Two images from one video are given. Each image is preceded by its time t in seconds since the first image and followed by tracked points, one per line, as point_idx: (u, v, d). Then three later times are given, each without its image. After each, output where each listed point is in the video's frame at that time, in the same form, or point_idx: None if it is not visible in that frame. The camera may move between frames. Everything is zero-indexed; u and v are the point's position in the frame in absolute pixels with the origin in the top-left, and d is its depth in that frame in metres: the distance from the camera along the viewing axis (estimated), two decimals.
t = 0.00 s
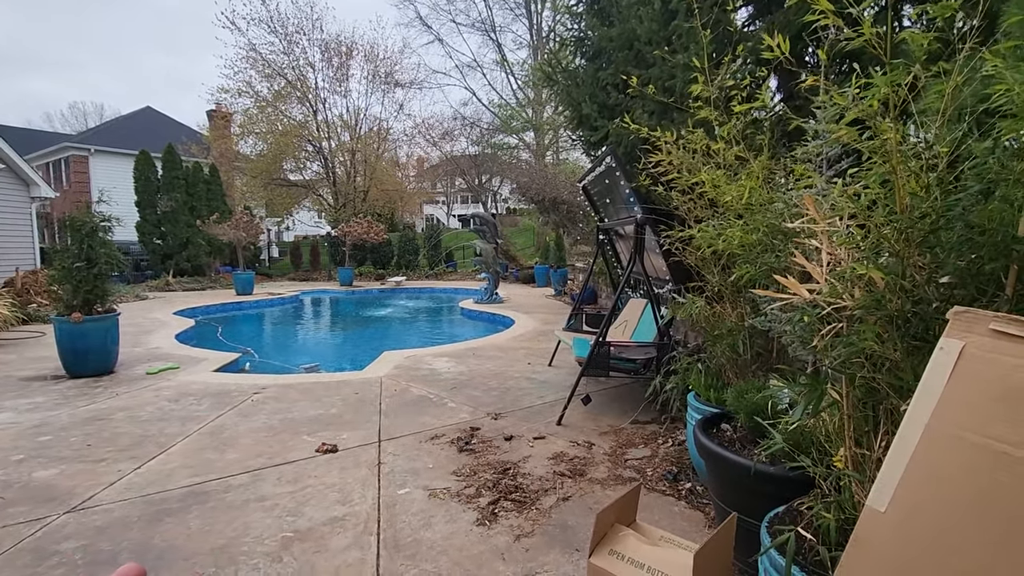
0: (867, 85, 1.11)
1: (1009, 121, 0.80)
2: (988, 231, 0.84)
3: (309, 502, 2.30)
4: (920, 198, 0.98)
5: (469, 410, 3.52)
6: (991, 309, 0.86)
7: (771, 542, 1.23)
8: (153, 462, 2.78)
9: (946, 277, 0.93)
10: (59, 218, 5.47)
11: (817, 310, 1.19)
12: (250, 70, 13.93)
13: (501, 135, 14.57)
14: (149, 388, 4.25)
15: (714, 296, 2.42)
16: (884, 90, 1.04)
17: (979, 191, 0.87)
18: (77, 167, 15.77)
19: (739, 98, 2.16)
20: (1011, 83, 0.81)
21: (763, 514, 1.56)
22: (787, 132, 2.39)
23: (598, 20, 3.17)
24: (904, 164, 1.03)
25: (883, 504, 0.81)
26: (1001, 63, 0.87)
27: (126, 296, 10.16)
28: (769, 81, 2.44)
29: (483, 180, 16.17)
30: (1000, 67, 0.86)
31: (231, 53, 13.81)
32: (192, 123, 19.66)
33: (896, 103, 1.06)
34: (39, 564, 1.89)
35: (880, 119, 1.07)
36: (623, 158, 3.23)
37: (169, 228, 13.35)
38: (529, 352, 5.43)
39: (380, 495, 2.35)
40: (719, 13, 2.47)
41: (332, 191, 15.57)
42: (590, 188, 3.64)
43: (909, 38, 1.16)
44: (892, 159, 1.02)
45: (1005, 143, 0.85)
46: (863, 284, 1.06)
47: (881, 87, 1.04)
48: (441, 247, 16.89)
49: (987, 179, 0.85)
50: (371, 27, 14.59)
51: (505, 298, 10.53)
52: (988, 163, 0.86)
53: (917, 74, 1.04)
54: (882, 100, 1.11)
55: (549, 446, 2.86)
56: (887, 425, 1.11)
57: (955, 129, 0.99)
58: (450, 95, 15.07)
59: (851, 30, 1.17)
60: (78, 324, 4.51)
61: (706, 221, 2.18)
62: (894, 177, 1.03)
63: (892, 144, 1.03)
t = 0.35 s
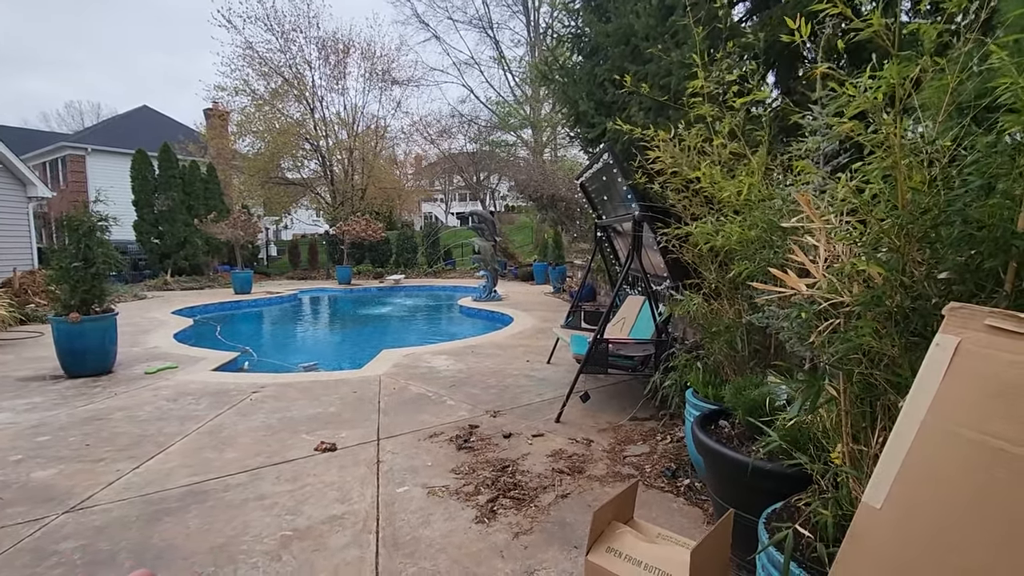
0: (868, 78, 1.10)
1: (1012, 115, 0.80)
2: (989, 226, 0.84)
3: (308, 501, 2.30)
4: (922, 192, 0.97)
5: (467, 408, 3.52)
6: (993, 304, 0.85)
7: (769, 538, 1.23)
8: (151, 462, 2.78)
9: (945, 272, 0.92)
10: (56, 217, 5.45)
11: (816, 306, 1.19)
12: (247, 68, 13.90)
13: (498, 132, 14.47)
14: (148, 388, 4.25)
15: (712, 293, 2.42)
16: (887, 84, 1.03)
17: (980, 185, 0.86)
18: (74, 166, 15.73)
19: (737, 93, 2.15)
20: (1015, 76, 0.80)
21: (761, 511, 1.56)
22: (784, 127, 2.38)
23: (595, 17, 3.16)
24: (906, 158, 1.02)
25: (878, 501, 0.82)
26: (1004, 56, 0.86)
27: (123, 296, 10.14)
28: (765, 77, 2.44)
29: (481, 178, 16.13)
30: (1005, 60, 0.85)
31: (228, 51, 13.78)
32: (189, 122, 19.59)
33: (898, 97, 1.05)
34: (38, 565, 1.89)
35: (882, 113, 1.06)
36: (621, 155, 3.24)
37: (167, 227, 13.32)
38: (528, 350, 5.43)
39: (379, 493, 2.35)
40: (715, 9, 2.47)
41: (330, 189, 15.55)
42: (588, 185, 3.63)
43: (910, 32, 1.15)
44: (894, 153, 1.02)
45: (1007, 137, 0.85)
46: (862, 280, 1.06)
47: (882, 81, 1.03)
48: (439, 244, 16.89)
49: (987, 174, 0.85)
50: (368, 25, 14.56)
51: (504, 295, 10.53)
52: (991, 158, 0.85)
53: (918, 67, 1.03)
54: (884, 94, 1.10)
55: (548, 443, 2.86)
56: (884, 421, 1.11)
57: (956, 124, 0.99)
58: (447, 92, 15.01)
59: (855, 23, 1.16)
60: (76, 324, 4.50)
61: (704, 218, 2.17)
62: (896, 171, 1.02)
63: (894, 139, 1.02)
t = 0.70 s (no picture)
0: (866, 74, 1.09)
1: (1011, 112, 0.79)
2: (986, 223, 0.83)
3: (306, 500, 2.30)
4: (919, 189, 0.97)
5: (466, 406, 3.52)
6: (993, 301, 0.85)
7: (767, 535, 1.23)
8: (149, 461, 2.77)
9: (943, 270, 0.91)
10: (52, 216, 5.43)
11: (813, 304, 1.19)
12: (244, 65, 13.82)
13: (496, 129, 14.55)
14: (145, 387, 4.23)
15: (710, 290, 2.42)
16: (886, 79, 1.02)
17: (978, 182, 0.86)
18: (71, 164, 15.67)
19: (734, 89, 2.15)
20: (1016, 71, 0.79)
21: (758, 508, 1.56)
22: (782, 123, 2.37)
23: (593, 13, 3.15)
24: (904, 156, 1.02)
25: (876, 499, 0.81)
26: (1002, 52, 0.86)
27: (121, 295, 10.10)
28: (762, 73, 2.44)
29: (478, 175, 16.18)
30: (1003, 56, 0.85)
31: (224, 48, 13.69)
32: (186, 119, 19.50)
33: (897, 93, 1.04)
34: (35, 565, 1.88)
35: (879, 110, 1.06)
36: (618, 153, 3.24)
37: (164, 225, 13.27)
38: (526, 347, 5.43)
39: (377, 492, 2.35)
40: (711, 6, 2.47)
41: (328, 187, 15.49)
42: (586, 182, 3.62)
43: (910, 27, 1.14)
44: (892, 151, 1.01)
45: (1005, 134, 0.84)
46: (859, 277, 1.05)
47: (881, 76, 1.02)
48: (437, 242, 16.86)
49: (985, 171, 0.85)
50: (365, 22, 14.51)
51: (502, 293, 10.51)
52: (989, 154, 0.85)
53: (918, 63, 1.03)
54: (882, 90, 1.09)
55: (546, 441, 2.86)
56: (881, 417, 1.11)
57: (954, 121, 0.98)
58: (445, 89, 14.94)
59: (853, 18, 1.15)
60: (73, 323, 4.48)
61: (702, 214, 2.16)
62: (894, 168, 1.02)
63: (891, 136, 1.02)
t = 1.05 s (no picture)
0: (869, 73, 1.09)
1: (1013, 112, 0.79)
2: (987, 224, 0.83)
3: (305, 500, 2.30)
4: (919, 189, 0.97)
5: (465, 406, 3.51)
6: (995, 302, 0.84)
7: (766, 535, 1.23)
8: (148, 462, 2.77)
9: (943, 270, 0.91)
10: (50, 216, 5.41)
11: (812, 304, 1.19)
12: (243, 65, 13.80)
13: (495, 129, 14.61)
14: (144, 387, 4.23)
15: (709, 290, 2.42)
16: (888, 78, 1.01)
17: (978, 182, 0.86)
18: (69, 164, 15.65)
19: (735, 88, 2.14)
20: (1018, 70, 0.79)
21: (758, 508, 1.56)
22: (780, 124, 2.37)
23: (592, 12, 3.14)
24: (905, 156, 1.02)
25: (875, 501, 0.82)
26: (1005, 51, 0.85)
27: (119, 295, 10.08)
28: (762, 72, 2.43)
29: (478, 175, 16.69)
30: (1006, 55, 0.84)
31: (223, 48, 13.67)
32: (184, 119, 19.48)
33: (898, 92, 1.04)
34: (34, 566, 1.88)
35: (881, 109, 1.05)
36: (617, 153, 3.24)
37: (163, 225, 13.25)
38: (525, 347, 5.43)
39: (376, 492, 2.34)
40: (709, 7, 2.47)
41: (326, 187, 15.50)
42: (585, 182, 3.62)
43: (911, 27, 1.13)
44: (894, 150, 1.01)
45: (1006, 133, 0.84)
46: (860, 277, 1.06)
47: (884, 75, 1.01)
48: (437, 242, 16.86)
49: (987, 170, 0.84)
50: (364, 21, 14.46)
51: (501, 293, 10.52)
52: (990, 153, 0.85)
53: (921, 62, 1.02)
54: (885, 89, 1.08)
55: (545, 441, 2.86)
56: (881, 417, 1.11)
57: (953, 121, 0.98)
58: (444, 90, 14.97)
59: (857, 16, 1.15)
60: (72, 323, 4.49)
61: (702, 214, 2.15)
62: (894, 169, 1.02)
63: (893, 135, 1.02)
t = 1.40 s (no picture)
0: (862, 74, 1.09)
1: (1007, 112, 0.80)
2: (979, 223, 0.84)
3: (303, 501, 2.30)
4: (914, 189, 0.97)
5: (463, 407, 3.52)
6: (988, 302, 0.85)
7: (762, 534, 1.24)
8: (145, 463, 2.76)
9: (938, 270, 0.92)
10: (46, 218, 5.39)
11: (807, 303, 1.19)
12: (240, 65, 13.77)
13: (492, 129, 14.62)
14: (141, 388, 4.22)
15: (706, 290, 2.43)
16: (883, 79, 1.01)
17: (971, 183, 0.87)
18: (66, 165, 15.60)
19: (731, 89, 2.15)
20: (1010, 71, 0.80)
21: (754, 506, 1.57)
22: (776, 124, 2.38)
23: (589, 13, 3.14)
24: (898, 157, 1.02)
25: (868, 499, 0.82)
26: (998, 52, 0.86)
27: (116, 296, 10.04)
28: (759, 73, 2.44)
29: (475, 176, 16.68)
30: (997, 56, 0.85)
31: (220, 48, 13.65)
32: (181, 120, 19.44)
33: (893, 93, 1.04)
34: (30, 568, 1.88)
35: (875, 110, 1.05)
36: (614, 153, 3.24)
37: (160, 226, 13.22)
38: (523, 347, 5.43)
39: (373, 492, 2.35)
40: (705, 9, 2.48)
41: (324, 188, 15.51)
42: (582, 182, 3.62)
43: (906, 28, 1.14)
44: (887, 151, 1.02)
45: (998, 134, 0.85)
46: (854, 277, 1.06)
47: (879, 76, 1.02)
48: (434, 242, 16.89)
49: (979, 171, 0.85)
50: (361, 22, 14.44)
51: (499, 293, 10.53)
52: (982, 155, 0.86)
53: (915, 63, 1.03)
54: (879, 90, 1.08)
55: (542, 441, 2.86)
56: (875, 416, 1.12)
57: (945, 123, 0.99)
58: (442, 90, 15.00)
59: (851, 17, 1.15)
60: (68, 324, 4.47)
61: (698, 214, 2.16)
62: (888, 169, 1.02)
63: (887, 137, 1.02)
